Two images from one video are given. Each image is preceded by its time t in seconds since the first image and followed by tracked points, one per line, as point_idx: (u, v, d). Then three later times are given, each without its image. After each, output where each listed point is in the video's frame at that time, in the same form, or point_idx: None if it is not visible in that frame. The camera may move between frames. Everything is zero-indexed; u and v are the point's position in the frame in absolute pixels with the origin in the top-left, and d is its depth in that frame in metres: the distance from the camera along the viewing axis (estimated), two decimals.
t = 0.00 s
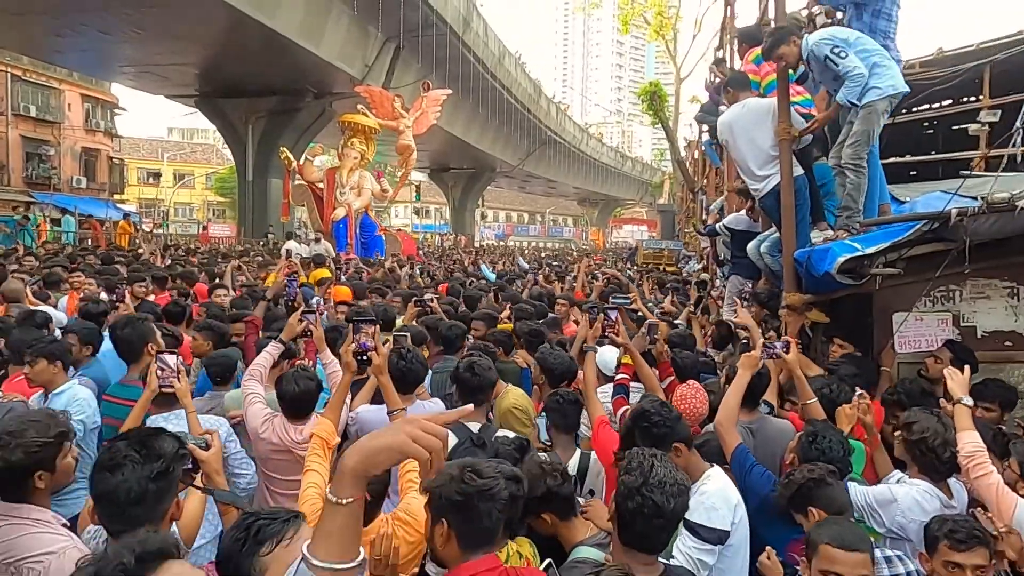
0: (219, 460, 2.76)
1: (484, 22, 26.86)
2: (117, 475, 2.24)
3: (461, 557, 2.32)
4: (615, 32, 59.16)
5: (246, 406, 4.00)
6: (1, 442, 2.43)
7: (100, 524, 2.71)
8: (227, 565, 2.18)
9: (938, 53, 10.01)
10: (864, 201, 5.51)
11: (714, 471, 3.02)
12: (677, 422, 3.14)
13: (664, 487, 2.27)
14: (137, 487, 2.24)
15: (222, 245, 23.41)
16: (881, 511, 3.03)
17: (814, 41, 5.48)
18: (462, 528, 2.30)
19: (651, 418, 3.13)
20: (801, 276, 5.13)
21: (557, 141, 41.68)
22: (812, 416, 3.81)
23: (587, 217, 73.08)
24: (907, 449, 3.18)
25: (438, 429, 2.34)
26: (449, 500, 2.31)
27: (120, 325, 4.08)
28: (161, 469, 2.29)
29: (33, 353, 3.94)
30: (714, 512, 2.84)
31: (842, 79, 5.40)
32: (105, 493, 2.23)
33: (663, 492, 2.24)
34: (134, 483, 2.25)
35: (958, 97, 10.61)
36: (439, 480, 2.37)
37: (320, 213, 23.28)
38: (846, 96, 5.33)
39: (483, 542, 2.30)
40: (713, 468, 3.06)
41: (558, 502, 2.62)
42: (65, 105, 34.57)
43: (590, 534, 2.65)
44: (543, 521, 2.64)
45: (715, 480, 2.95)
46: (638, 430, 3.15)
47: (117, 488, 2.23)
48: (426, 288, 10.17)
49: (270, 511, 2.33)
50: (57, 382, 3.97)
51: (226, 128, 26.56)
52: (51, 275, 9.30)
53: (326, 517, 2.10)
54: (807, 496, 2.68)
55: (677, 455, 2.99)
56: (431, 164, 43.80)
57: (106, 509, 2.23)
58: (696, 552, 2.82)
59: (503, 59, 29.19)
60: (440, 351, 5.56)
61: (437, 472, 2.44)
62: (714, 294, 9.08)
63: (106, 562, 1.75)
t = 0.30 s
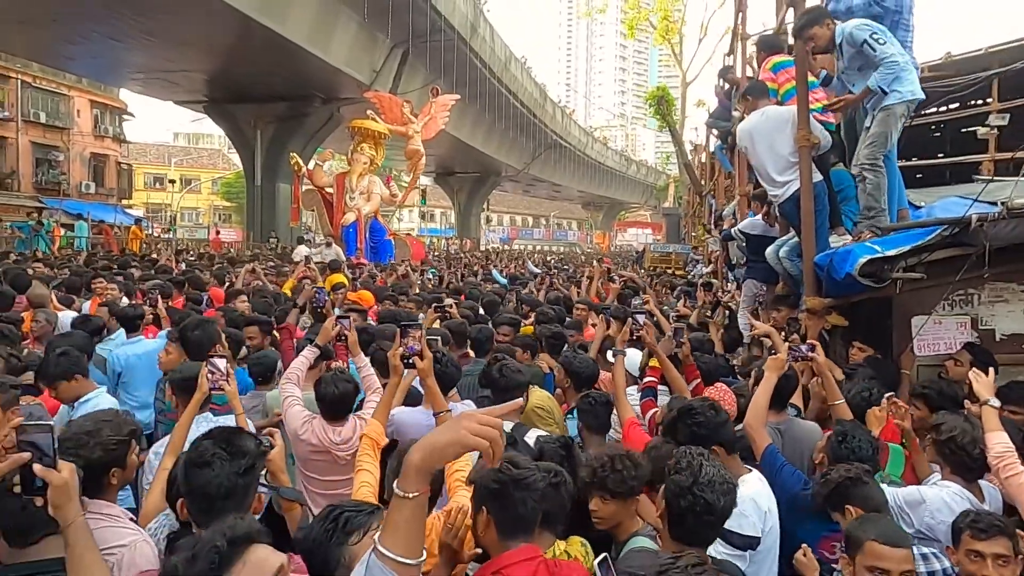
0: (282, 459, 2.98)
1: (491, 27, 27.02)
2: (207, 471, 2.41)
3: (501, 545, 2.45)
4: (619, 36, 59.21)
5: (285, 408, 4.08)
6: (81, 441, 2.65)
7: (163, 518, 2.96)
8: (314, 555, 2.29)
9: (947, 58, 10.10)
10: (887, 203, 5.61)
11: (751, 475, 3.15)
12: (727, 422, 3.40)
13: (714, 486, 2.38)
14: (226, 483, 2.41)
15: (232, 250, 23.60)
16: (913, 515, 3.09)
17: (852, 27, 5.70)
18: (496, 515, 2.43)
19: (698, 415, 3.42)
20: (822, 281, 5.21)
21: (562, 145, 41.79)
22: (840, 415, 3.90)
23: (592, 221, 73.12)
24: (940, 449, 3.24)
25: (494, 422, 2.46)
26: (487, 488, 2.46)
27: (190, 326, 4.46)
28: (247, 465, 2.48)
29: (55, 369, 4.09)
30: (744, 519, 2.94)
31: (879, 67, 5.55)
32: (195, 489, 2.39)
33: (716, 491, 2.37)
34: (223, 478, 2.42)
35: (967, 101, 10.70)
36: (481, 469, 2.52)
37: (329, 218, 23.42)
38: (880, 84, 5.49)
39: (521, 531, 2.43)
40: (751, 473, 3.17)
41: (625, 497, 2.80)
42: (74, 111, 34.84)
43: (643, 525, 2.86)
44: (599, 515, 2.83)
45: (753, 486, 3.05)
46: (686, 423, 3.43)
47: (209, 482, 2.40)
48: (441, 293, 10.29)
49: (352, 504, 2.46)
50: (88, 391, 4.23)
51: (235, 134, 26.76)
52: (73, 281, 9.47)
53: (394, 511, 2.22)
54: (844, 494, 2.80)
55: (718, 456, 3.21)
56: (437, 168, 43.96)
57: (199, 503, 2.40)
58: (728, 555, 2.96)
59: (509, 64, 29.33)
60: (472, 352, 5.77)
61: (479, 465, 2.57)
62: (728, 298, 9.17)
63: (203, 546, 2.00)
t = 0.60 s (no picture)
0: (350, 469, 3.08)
1: (502, 32, 27.12)
2: (296, 479, 2.53)
3: (541, 546, 2.46)
4: (628, 38, 59.22)
5: (330, 417, 4.05)
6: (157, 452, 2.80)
7: (224, 524, 3.07)
8: (392, 560, 2.41)
9: (967, 59, 10.08)
10: (926, 209, 5.70)
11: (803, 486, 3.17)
12: (774, 430, 3.48)
13: (777, 497, 2.53)
14: (314, 491, 2.54)
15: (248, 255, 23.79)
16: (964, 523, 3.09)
17: (902, 14, 5.69)
18: (539, 517, 2.46)
19: (743, 417, 3.50)
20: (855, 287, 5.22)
21: (572, 149, 41.82)
22: (882, 421, 3.96)
23: (602, 224, 73.00)
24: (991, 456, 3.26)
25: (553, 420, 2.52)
26: (529, 489, 2.48)
27: (247, 332, 4.76)
28: (334, 474, 2.61)
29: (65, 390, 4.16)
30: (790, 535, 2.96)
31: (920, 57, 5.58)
32: (286, 498, 2.53)
33: (780, 502, 2.51)
34: (311, 486, 2.55)
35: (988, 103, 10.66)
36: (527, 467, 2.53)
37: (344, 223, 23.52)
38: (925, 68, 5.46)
39: (565, 532, 2.45)
40: (802, 480, 3.20)
41: (694, 502, 2.84)
42: (90, 119, 35.23)
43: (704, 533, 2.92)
44: (666, 519, 2.89)
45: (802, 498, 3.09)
46: (730, 425, 3.50)
47: (298, 491, 2.53)
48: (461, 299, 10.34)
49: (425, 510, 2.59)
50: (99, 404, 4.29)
51: (249, 140, 26.96)
52: (99, 289, 9.59)
53: (465, 516, 2.31)
54: (897, 501, 2.83)
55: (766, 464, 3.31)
56: (447, 173, 44.10)
57: (284, 509, 2.54)
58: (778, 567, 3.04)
59: (520, 68, 29.42)
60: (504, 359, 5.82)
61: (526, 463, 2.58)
62: (751, 303, 9.16)
63: (282, 542, 2.03)
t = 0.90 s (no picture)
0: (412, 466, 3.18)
1: (513, 36, 27.19)
2: (375, 474, 2.65)
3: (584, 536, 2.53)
4: (636, 42, 59.17)
5: (368, 415, 4.08)
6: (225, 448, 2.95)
7: (276, 521, 3.12)
8: (469, 545, 2.69)
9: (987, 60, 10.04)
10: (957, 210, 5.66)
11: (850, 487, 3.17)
12: (806, 434, 3.46)
13: (833, 495, 2.61)
14: (392, 485, 2.66)
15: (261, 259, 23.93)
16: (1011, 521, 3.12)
17: (949, 5, 5.61)
18: (582, 508, 2.54)
19: (772, 425, 3.49)
20: (884, 288, 5.20)
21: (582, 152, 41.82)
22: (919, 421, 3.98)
23: (611, 228, 72.89)
24: None
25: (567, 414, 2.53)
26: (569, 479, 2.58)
27: (288, 329, 4.90)
28: (408, 469, 2.74)
29: (96, 384, 4.24)
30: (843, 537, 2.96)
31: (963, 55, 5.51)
32: (369, 493, 2.64)
33: (838, 501, 2.59)
34: (388, 480, 2.66)
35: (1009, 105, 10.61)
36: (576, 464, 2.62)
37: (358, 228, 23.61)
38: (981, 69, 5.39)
39: (606, 525, 2.52)
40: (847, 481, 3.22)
41: (735, 500, 2.90)
42: (104, 125, 35.57)
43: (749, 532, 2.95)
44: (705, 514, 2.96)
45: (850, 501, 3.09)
46: (759, 433, 3.49)
47: (377, 485, 2.65)
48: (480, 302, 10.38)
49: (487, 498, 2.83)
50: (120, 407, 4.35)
51: (262, 145, 27.12)
52: (122, 291, 9.68)
53: (512, 523, 2.38)
54: (948, 498, 2.84)
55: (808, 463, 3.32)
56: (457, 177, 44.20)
57: (363, 503, 2.64)
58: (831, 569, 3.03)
59: (531, 72, 29.49)
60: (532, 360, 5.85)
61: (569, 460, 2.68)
62: (772, 305, 9.14)
63: (373, 533, 2.11)
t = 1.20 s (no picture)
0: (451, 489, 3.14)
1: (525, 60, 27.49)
2: (417, 494, 2.61)
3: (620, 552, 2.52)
4: (647, 64, 59.61)
5: (393, 437, 4.06)
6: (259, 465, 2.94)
7: (305, 543, 3.10)
8: None
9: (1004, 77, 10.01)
10: (989, 224, 5.65)
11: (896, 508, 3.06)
12: (850, 452, 3.40)
13: (878, 516, 2.53)
14: (433, 506, 2.61)
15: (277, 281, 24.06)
16: None
17: (982, 17, 5.61)
18: (616, 521, 2.54)
19: (814, 439, 3.44)
20: (915, 305, 5.12)
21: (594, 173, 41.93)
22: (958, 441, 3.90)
23: (624, 249, 72.75)
24: None
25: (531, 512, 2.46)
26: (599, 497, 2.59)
27: (331, 349, 4.97)
28: (448, 490, 2.70)
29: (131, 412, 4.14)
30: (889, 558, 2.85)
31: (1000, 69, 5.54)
32: (408, 514, 2.58)
33: (882, 522, 2.51)
34: (428, 501, 2.61)
35: None
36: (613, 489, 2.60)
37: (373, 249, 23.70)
38: None
39: (643, 543, 2.50)
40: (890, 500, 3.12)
41: (772, 521, 2.84)
42: (124, 151, 36.17)
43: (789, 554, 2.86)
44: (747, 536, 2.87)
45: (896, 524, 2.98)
46: (802, 446, 3.44)
47: (416, 506, 2.59)
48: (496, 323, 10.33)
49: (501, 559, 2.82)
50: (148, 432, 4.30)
51: (279, 170, 27.43)
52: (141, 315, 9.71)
53: None
54: (997, 519, 2.76)
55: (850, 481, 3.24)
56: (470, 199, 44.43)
57: (403, 524, 2.59)
58: None
59: (544, 95, 29.74)
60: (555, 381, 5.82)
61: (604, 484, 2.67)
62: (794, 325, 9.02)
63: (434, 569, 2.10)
